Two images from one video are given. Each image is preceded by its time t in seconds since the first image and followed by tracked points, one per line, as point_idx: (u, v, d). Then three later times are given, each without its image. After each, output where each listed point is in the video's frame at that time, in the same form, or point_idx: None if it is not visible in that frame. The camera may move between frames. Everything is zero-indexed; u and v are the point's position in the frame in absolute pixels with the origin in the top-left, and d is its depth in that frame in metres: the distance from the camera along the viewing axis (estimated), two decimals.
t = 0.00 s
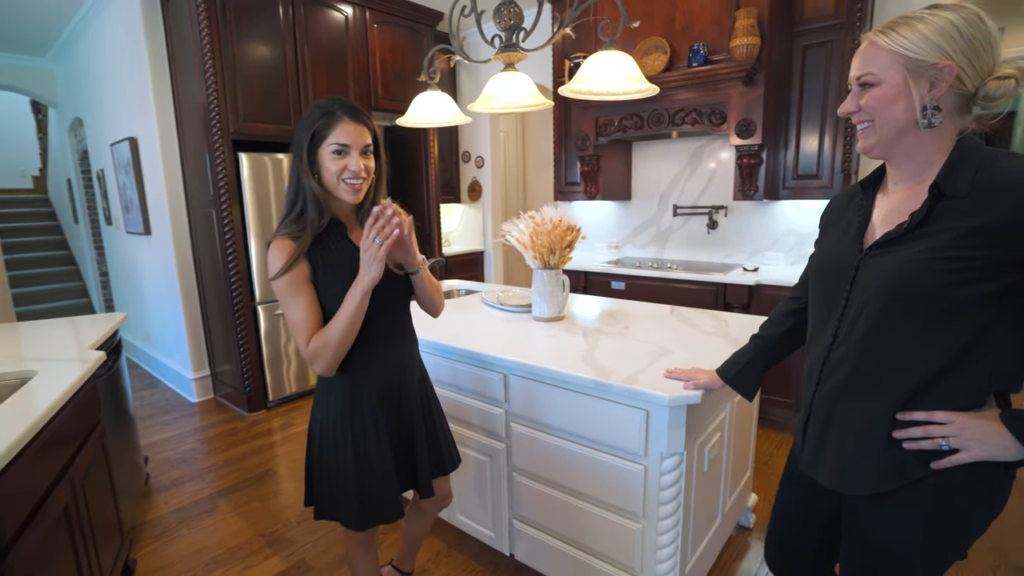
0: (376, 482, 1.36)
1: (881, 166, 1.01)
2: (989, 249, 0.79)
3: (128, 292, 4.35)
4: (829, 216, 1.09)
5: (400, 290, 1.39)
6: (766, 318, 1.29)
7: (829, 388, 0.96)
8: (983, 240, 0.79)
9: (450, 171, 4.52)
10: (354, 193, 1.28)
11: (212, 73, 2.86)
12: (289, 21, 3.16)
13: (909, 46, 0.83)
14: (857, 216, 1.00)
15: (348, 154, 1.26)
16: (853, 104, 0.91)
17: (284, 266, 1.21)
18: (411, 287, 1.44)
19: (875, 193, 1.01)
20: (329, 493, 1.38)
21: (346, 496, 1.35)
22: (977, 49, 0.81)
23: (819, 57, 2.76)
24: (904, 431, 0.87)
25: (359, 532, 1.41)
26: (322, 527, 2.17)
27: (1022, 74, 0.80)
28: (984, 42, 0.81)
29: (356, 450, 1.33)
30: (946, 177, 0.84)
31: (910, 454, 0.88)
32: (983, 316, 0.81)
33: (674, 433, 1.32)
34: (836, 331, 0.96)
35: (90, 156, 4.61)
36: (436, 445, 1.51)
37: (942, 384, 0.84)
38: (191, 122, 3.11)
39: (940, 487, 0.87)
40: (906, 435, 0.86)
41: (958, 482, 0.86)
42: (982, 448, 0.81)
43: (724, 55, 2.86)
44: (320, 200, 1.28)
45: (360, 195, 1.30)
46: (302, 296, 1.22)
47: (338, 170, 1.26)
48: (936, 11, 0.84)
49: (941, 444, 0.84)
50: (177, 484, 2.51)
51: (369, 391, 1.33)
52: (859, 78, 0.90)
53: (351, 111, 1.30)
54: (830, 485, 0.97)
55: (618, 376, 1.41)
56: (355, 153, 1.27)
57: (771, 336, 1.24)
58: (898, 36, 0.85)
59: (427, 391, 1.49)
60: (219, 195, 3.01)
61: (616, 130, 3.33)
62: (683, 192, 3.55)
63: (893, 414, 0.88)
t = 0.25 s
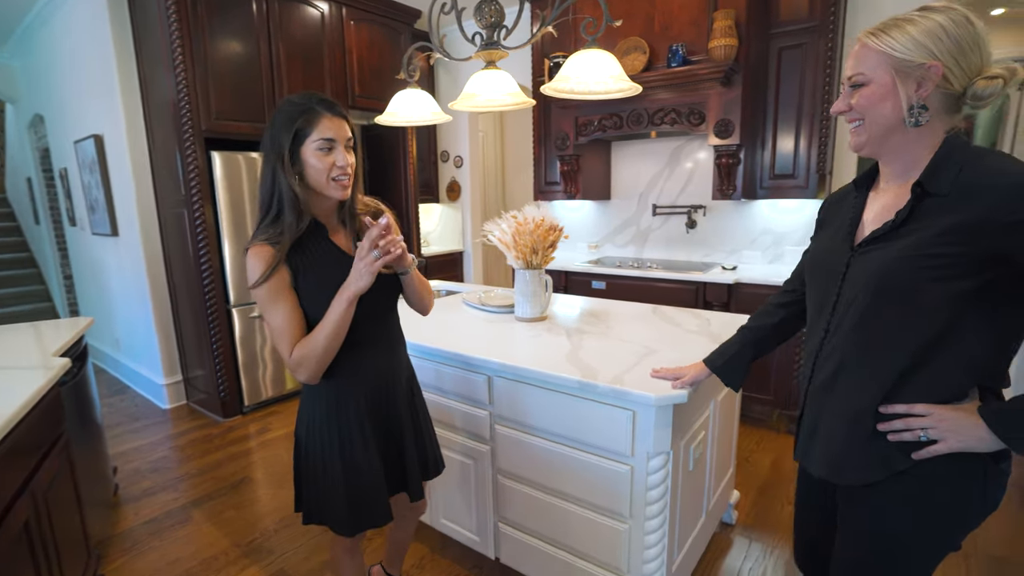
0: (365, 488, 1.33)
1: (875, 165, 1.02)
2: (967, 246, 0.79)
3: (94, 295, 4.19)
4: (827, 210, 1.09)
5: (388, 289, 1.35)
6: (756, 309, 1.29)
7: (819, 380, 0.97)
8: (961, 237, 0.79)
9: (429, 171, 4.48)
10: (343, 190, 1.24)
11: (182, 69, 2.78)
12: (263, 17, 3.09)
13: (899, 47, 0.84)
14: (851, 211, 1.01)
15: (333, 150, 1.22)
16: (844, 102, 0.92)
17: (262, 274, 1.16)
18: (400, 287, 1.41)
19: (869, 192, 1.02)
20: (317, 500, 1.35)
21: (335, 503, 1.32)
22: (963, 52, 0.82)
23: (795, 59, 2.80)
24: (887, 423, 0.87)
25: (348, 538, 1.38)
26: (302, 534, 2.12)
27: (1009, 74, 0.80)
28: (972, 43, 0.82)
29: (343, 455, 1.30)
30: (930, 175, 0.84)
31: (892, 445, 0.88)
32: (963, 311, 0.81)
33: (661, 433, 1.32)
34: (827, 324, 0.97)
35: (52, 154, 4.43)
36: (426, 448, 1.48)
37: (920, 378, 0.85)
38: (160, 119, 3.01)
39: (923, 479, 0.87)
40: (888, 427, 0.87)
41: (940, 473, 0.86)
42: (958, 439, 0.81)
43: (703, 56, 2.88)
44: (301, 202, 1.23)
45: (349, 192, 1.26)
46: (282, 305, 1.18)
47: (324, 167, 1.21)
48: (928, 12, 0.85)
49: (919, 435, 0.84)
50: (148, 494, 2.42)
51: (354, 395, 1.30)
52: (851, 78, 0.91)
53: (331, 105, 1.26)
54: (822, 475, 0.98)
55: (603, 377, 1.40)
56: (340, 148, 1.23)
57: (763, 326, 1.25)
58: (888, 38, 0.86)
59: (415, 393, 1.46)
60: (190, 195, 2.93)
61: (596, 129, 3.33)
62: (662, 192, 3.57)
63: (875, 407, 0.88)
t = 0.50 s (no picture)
0: (349, 493, 1.31)
1: (869, 165, 1.04)
2: (948, 245, 0.80)
3: (59, 300, 4.04)
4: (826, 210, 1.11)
5: (376, 290, 1.33)
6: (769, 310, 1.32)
7: (814, 370, 1.00)
8: (940, 236, 0.81)
9: (406, 171, 4.44)
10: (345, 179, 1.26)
11: (151, 66, 2.70)
12: (235, 14, 3.02)
13: (883, 57, 0.86)
14: (847, 205, 1.04)
15: (331, 144, 1.23)
16: (833, 108, 0.94)
17: (250, 269, 1.14)
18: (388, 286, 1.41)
19: (864, 192, 1.04)
20: (299, 505, 1.32)
21: (317, 507, 1.30)
22: (945, 57, 0.83)
23: (768, 62, 2.86)
24: (872, 412, 0.90)
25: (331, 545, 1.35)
26: (282, 542, 2.08)
27: (991, 78, 0.81)
28: (955, 49, 0.83)
29: (327, 460, 1.28)
30: (914, 175, 0.87)
31: (877, 433, 0.91)
32: (943, 307, 0.82)
33: (645, 433, 1.33)
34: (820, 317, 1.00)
35: (11, 153, 4.25)
36: (409, 451, 1.47)
37: (903, 370, 0.87)
38: (128, 118, 2.92)
39: (908, 465, 0.89)
40: (874, 416, 0.89)
41: (925, 459, 0.88)
42: (935, 427, 0.83)
43: (679, 58, 2.92)
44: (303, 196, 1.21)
45: (345, 183, 1.28)
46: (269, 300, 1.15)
47: (324, 160, 1.21)
48: (912, 20, 0.86)
49: (901, 423, 0.86)
50: (119, 505, 2.35)
51: (338, 399, 1.28)
52: (840, 84, 0.93)
53: (317, 100, 1.26)
54: (815, 461, 1.01)
55: (587, 377, 1.40)
56: (338, 140, 1.25)
57: (776, 328, 1.27)
58: (873, 47, 0.87)
59: (398, 397, 1.44)
60: (161, 196, 2.85)
61: (575, 130, 3.34)
62: (640, 192, 3.61)
63: (860, 398, 0.91)
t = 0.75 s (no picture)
0: (336, 500, 1.29)
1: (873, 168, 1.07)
2: (941, 246, 0.83)
3: (26, 305, 3.91)
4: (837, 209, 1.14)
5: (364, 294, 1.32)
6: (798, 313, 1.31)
7: (819, 365, 1.03)
8: (933, 237, 0.83)
9: (387, 172, 4.40)
10: (341, 178, 1.26)
11: (123, 64, 2.63)
12: (211, 12, 2.96)
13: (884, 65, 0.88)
14: (853, 206, 1.08)
15: (327, 143, 1.22)
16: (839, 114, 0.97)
17: (249, 263, 1.12)
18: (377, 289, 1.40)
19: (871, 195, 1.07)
20: (285, 513, 1.30)
21: (304, 515, 1.28)
22: (944, 66, 0.85)
23: (746, 65, 2.90)
24: (876, 406, 0.92)
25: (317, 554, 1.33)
26: (264, 550, 2.04)
27: (990, 86, 0.82)
28: (955, 58, 0.85)
29: (314, 466, 1.26)
30: (911, 178, 0.89)
31: (881, 426, 0.93)
32: (938, 305, 0.85)
33: (632, 433, 1.35)
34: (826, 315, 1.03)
35: None
36: (394, 457, 1.46)
37: (903, 366, 0.89)
38: (100, 118, 2.84)
39: (905, 461, 0.91)
40: (877, 409, 0.92)
41: (923, 452, 0.90)
42: (933, 422, 0.84)
43: (660, 60, 2.95)
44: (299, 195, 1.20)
45: (341, 182, 1.27)
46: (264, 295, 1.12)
47: (319, 159, 1.21)
48: (914, 29, 0.88)
49: (902, 417, 0.88)
50: (94, 515, 2.28)
51: (324, 405, 1.26)
52: (845, 91, 0.95)
53: (314, 101, 1.25)
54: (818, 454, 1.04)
55: (574, 378, 1.40)
56: (333, 140, 1.23)
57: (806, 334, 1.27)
58: (875, 56, 0.90)
59: (382, 403, 1.43)
60: (135, 198, 2.78)
61: (556, 132, 3.35)
62: (621, 193, 3.63)
63: (861, 395, 0.94)
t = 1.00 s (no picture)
0: (312, 512, 1.25)
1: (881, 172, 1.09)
2: (950, 248, 0.84)
3: None
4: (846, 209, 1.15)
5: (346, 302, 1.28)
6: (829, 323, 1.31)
7: (831, 364, 1.04)
8: (942, 239, 0.84)
9: (368, 172, 4.35)
10: (303, 180, 1.18)
11: (94, 60, 2.54)
12: (186, 7, 2.88)
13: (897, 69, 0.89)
14: (859, 206, 1.08)
15: (292, 140, 1.17)
16: (849, 117, 0.98)
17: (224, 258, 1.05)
18: (359, 295, 1.33)
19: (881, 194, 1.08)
20: (262, 525, 1.27)
21: (280, 527, 1.25)
22: (958, 70, 0.87)
23: (728, 67, 2.93)
24: (887, 404, 0.93)
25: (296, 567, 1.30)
26: (247, 560, 1.99)
27: (1000, 91, 0.84)
28: (966, 62, 0.87)
29: (292, 478, 1.23)
30: (920, 180, 0.89)
31: (892, 424, 0.94)
32: (948, 306, 0.86)
33: (624, 434, 1.34)
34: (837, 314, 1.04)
35: None
36: (380, 469, 1.42)
37: (916, 365, 0.90)
38: (69, 116, 2.75)
39: (912, 458, 0.93)
40: (888, 409, 0.93)
41: (937, 451, 0.91)
42: (947, 420, 0.86)
43: (643, 61, 2.96)
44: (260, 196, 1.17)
45: (309, 184, 1.20)
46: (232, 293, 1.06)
47: (282, 157, 1.16)
48: (925, 34, 0.90)
49: (914, 416, 0.89)
50: (67, 528, 2.20)
51: (304, 415, 1.23)
52: (857, 94, 0.96)
53: (294, 99, 1.22)
54: (833, 452, 1.05)
55: (566, 380, 1.39)
56: (300, 137, 1.18)
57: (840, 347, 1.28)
58: (889, 59, 0.91)
59: (369, 414, 1.39)
60: (107, 198, 2.69)
61: (540, 132, 3.34)
62: (605, 193, 3.64)
63: (873, 393, 0.95)
